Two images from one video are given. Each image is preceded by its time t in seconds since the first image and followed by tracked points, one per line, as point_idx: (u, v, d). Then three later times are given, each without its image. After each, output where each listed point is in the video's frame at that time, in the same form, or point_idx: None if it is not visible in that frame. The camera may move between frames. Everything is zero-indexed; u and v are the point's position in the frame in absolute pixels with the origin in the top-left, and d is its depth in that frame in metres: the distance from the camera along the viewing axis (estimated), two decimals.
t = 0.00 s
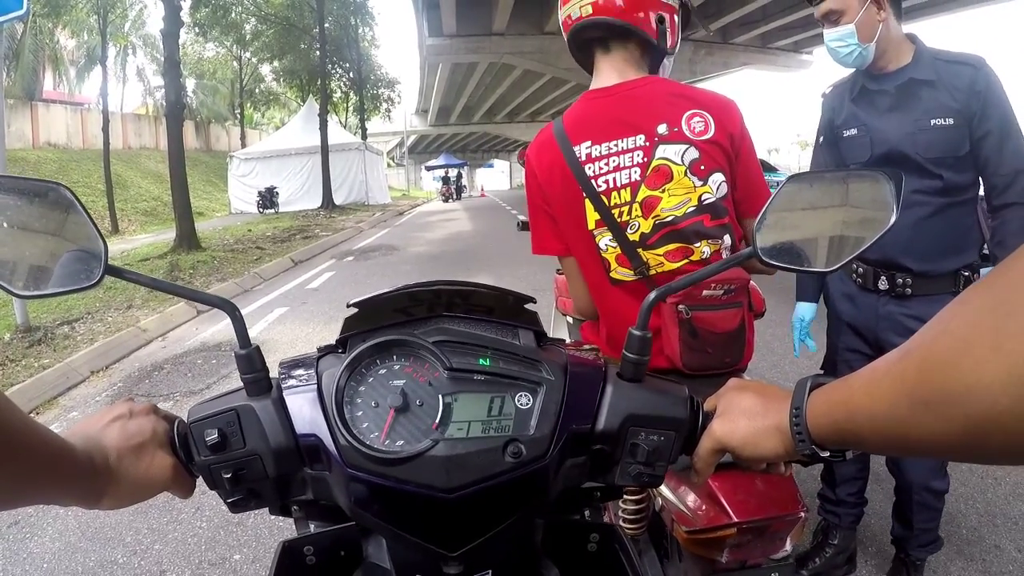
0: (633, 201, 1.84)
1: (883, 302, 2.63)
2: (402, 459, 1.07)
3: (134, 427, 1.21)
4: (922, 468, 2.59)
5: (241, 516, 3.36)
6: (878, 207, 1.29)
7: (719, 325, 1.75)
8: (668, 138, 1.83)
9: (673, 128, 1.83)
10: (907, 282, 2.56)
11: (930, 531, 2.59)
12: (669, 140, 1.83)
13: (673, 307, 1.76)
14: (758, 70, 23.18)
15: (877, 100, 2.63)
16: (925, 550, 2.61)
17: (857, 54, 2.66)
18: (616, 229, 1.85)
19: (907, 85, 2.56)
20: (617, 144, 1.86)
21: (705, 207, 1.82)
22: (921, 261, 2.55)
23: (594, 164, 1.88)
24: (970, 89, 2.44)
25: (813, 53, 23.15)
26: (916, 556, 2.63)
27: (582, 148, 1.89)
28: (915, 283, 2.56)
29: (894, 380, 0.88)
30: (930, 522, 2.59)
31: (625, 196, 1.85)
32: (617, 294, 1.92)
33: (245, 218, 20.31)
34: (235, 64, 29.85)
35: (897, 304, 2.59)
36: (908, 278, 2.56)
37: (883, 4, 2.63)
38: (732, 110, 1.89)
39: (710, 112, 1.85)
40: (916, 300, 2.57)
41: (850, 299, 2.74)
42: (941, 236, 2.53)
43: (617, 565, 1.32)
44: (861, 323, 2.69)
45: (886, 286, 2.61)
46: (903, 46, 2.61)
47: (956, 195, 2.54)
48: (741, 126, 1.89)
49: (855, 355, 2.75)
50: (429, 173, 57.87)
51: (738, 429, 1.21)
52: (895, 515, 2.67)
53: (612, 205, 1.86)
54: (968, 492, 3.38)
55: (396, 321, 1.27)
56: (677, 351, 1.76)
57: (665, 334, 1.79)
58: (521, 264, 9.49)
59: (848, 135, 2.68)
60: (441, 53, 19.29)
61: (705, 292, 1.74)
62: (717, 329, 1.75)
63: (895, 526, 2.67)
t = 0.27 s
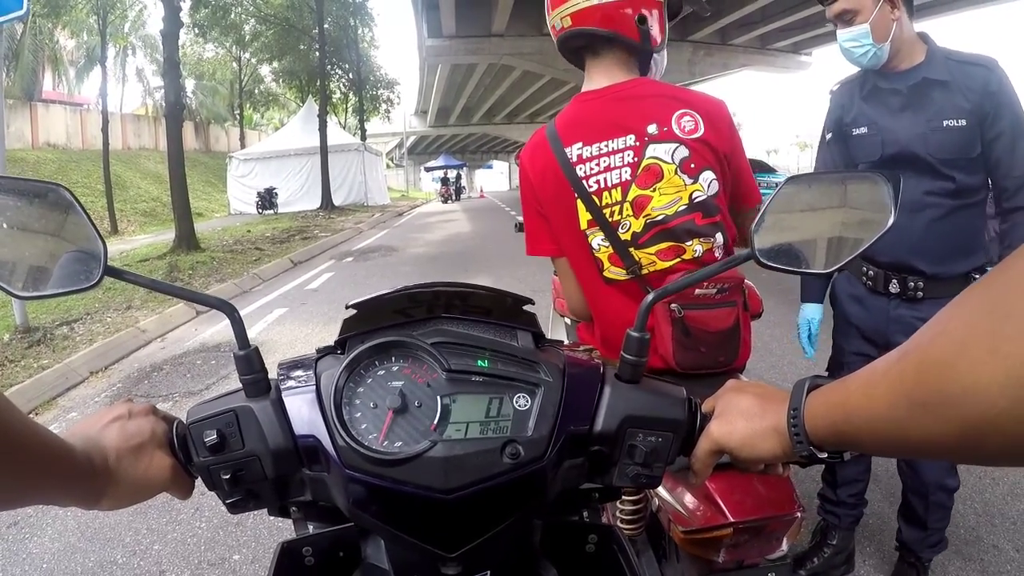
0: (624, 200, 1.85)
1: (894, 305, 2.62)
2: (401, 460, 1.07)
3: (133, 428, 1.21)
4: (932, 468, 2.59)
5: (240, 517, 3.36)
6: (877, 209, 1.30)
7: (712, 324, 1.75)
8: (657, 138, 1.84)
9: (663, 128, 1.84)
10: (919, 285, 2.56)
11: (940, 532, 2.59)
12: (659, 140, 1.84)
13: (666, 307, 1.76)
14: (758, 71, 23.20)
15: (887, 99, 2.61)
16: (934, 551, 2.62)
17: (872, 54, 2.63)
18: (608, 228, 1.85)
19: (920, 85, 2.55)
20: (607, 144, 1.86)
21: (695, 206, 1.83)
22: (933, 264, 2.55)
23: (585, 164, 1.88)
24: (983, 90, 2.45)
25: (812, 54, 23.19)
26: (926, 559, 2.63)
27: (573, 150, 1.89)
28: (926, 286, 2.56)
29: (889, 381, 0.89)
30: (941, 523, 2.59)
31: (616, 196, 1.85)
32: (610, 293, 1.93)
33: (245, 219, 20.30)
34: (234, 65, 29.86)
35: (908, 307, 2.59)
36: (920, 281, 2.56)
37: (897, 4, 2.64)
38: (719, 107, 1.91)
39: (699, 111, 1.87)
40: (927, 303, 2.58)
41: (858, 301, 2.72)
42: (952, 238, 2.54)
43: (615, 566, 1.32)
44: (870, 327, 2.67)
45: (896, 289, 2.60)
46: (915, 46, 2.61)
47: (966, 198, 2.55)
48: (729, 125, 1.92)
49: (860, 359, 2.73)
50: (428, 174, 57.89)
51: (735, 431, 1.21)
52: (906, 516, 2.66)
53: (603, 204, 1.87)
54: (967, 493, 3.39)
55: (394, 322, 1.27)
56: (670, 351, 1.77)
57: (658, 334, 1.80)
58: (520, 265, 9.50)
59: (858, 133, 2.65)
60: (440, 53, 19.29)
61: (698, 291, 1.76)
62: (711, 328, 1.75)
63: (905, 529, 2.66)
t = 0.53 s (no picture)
0: (632, 189, 1.86)
1: (914, 309, 2.59)
2: (401, 459, 1.07)
3: (133, 427, 1.21)
4: (942, 470, 2.56)
5: (239, 515, 3.36)
6: (876, 209, 1.30)
7: (710, 319, 1.75)
8: (667, 132, 1.86)
9: (673, 122, 1.87)
10: (941, 290, 2.53)
11: (945, 536, 2.59)
12: (668, 133, 1.86)
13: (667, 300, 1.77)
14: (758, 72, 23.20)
15: (918, 98, 2.58)
16: (936, 555, 2.62)
17: (907, 50, 2.60)
18: (613, 217, 1.86)
19: (953, 86, 2.52)
20: (618, 135, 1.88)
21: (700, 199, 1.85)
22: (957, 270, 2.54)
23: (595, 153, 1.88)
24: (1017, 95, 2.42)
25: (812, 56, 23.20)
26: (926, 561, 2.63)
27: (584, 139, 1.90)
28: (947, 292, 2.54)
29: (887, 381, 0.89)
30: (946, 527, 2.58)
31: (623, 185, 1.86)
32: (611, 283, 1.93)
33: (245, 219, 20.29)
34: (234, 65, 29.87)
35: (930, 312, 2.56)
36: (942, 286, 2.53)
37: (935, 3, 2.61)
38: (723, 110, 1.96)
39: (706, 110, 1.91)
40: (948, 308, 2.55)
41: (877, 304, 2.69)
42: (977, 243, 2.53)
43: (614, 564, 1.33)
44: (889, 330, 2.65)
45: (917, 294, 2.58)
46: (950, 47, 2.58)
47: (993, 204, 2.53)
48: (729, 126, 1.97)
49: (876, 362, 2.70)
50: (428, 174, 57.92)
51: (735, 430, 1.21)
52: (911, 518, 2.65)
53: (609, 193, 1.87)
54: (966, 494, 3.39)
55: (393, 322, 1.28)
56: (670, 343, 1.77)
57: (657, 326, 1.80)
58: (520, 265, 9.50)
59: (885, 130, 2.62)
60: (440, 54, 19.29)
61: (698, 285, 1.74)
62: (711, 322, 1.75)
63: (909, 531, 2.65)
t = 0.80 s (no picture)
0: (627, 178, 1.86)
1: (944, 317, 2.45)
2: (401, 460, 1.07)
3: (132, 428, 1.21)
4: (953, 473, 2.53)
5: (239, 514, 3.36)
6: (873, 210, 1.32)
7: (693, 312, 1.73)
8: (669, 129, 1.87)
9: (675, 120, 1.87)
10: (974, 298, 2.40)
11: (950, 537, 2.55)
12: (670, 130, 1.87)
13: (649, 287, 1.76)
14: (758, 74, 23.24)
15: (961, 97, 2.45)
16: (938, 555, 2.58)
17: (963, 38, 2.44)
18: (607, 203, 1.87)
19: (997, 88, 2.40)
20: (620, 128, 1.89)
21: (694, 195, 1.84)
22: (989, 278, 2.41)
23: (597, 142, 1.90)
24: None
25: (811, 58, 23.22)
26: (929, 561, 2.60)
27: (589, 129, 1.92)
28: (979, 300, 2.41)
29: (888, 383, 0.89)
30: (953, 528, 2.54)
31: (620, 173, 1.87)
32: (606, 269, 1.94)
33: (245, 218, 20.29)
34: (235, 65, 29.91)
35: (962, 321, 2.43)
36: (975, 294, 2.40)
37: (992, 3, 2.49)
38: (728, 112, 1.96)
39: (710, 111, 1.91)
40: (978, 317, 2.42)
41: (904, 313, 2.55)
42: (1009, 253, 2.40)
43: (613, 564, 1.33)
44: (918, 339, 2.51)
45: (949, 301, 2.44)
46: (998, 50, 2.46)
47: None
48: (733, 132, 1.96)
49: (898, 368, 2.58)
50: (427, 175, 57.97)
51: (735, 432, 1.21)
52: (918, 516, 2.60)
53: (606, 180, 1.88)
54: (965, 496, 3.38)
55: (392, 323, 1.28)
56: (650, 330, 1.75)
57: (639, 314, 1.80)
58: (519, 266, 9.51)
59: (921, 126, 2.49)
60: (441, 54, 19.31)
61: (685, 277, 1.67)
62: (692, 315, 1.73)
63: (915, 529, 2.61)
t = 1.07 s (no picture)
0: (616, 169, 1.87)
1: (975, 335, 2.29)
2: (399, 462, 1.06)
3: (131, 429, 1.20)
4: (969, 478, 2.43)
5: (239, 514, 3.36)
6: (875, 211, 1.31)
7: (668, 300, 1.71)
8: (662, 125, 1.86)
9: (669, 117, 1.87)
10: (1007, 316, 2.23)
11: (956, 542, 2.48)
12: (663, 126, 1.86)
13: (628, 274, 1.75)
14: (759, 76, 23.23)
15: (1000, 103, 2.27)
16: (943, 560, 2.51)
17: None
18: (598, 192, 1.89)
19: None
20: (617, 124, 1.91)
21: (680, 189, 1.82)
22: None
23: (595, 136, 1.93)
24: None
25: (812, 60, 23.21)
26: (932, 565, 2.52)
27: (590, 125, 1.96)
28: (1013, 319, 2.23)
29: (888, 386, 0.89)
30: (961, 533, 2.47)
31: (611, 165, 1.88)
32: (600, 258, 1.96)
33: (245, 218, 20.27)
34: (237, 64, 29.93)
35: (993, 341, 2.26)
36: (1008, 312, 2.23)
37: None
38: (727, 110, 1.93)
39: (705, 108, 1.89)
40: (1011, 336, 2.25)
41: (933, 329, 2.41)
42: None
43: (614, 567, 1.32)
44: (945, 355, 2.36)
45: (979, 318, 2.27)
46: None
47: None
48: (730, 130, 1.93)
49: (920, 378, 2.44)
50: (428, 176, 57.99)
51: (735, 435, 1.21)
52: (927, 517, 2.53)
53: (599, 171, 1.90)
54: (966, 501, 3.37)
55: (392, 325, 1.27)
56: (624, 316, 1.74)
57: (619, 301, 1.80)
58: (520, 267, 9.50)
59: (959, 131, 2.33)
60: (442, 55, 19.30)
61: (664, 267, 1.69)
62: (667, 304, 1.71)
63: (923, 529, 2.53)
